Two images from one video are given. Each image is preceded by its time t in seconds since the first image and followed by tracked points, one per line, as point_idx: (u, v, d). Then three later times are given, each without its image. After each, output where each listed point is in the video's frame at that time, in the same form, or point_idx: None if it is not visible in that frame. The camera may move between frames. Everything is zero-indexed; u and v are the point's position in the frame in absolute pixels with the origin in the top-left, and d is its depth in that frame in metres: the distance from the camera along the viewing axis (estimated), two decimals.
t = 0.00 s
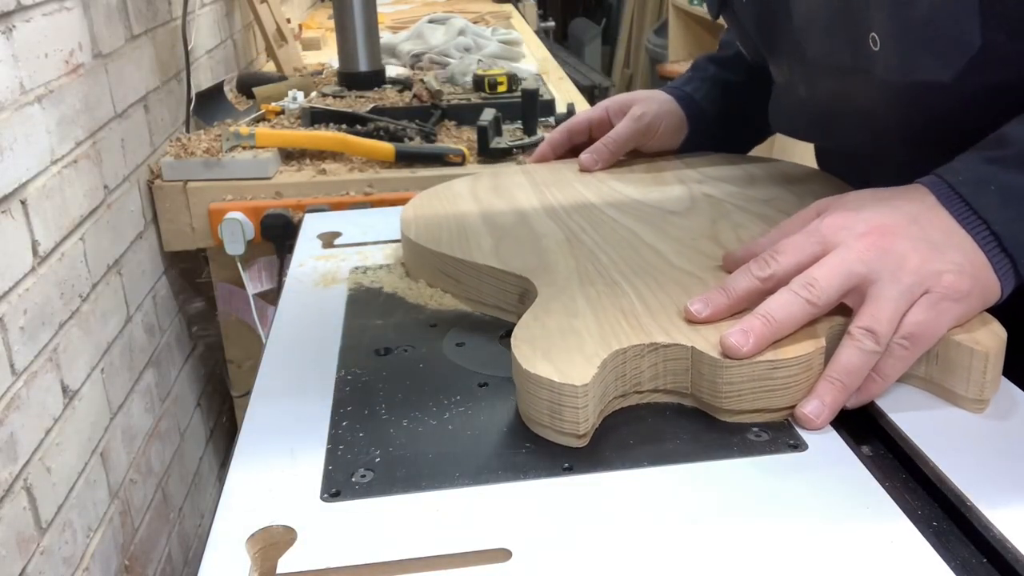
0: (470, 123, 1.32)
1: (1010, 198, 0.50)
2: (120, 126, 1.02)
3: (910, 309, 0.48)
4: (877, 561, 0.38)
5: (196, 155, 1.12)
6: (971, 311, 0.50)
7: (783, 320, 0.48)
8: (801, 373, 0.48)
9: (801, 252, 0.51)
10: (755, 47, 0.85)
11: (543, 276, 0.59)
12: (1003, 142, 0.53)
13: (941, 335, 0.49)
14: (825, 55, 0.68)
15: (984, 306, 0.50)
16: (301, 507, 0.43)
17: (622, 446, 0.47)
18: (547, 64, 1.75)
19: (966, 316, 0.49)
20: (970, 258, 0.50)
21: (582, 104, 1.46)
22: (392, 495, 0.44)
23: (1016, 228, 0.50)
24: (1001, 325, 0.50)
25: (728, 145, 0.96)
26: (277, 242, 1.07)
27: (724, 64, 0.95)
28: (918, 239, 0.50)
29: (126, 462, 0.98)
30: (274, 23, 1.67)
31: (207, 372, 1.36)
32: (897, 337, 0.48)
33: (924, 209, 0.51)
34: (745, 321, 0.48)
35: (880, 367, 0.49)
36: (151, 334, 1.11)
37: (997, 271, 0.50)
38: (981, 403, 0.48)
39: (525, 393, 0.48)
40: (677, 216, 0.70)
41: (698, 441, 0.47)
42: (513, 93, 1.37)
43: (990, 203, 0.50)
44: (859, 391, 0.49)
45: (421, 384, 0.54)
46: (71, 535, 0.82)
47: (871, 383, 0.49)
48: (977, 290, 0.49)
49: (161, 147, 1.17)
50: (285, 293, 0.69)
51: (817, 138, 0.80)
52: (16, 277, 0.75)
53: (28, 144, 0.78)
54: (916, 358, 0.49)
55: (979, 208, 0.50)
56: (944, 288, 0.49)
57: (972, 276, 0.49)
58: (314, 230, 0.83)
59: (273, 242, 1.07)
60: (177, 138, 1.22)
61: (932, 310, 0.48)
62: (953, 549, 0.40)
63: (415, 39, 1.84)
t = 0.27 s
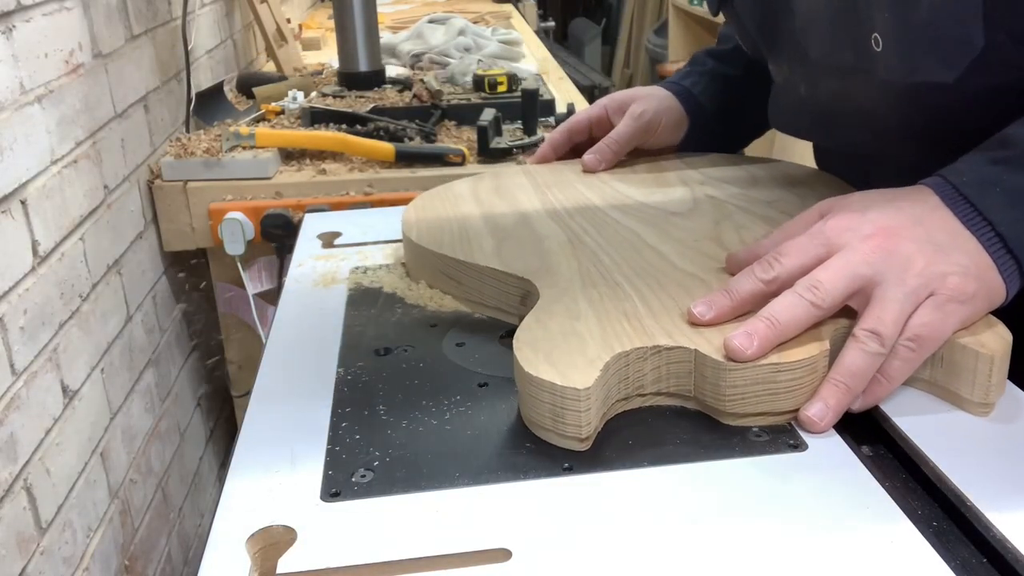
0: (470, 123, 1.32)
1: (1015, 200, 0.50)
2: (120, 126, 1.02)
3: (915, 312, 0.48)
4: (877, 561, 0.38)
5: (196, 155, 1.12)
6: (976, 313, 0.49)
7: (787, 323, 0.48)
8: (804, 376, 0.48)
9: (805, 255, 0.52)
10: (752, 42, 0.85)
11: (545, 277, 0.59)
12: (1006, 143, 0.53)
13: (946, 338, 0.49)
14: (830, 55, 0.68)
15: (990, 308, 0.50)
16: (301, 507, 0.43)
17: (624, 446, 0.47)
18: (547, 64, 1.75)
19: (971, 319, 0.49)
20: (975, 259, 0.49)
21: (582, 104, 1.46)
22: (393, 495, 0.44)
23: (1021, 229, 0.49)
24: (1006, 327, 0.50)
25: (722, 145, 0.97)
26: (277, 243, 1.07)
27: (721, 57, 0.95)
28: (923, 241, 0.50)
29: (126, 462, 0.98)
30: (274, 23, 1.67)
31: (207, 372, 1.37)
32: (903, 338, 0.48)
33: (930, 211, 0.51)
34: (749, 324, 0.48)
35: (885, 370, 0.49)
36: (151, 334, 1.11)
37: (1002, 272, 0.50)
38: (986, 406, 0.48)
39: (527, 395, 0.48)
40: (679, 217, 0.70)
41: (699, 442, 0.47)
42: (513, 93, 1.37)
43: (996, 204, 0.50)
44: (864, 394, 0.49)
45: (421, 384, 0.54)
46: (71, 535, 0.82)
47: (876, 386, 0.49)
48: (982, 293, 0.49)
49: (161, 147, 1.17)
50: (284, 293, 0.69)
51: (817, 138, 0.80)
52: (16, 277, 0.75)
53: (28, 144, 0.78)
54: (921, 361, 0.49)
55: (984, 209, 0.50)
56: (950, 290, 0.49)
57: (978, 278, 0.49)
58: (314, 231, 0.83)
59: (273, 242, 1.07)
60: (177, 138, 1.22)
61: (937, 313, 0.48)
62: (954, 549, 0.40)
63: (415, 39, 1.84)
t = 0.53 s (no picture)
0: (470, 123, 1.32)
1: None
2: (120, 126, 1.02)
3: (923, 313, 0.48)
4: (877, 561, 0.38)
5: (196, 155, 1.12)
6: (983, 316, 0.49)
7: (794, 325, 0.48)
8: (811, 380, 0.48)
9: (811, 258, 0.51)
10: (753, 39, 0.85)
11: (548, 278, 0.59)
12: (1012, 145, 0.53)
13: (954, 340, 0.48)
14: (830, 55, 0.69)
15: (997, 311, 0.50)
16: (301, 507, 0.43)
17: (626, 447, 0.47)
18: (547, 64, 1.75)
19: (979, 321, 0.49)
20: (983, 261, 0.49)
21: (582, 104, 1.46)
22: (392, 494, 0.44)
23: None
24: (1014, 330, 0.50)
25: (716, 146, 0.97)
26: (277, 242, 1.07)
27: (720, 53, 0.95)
28: (930, 242, 0.49)
29: (126, 462, 0.98)
30: (274, 23, 1.67)
31: (207, 371, 1.37)
32: (910, 341, 0.48)
33: (937, 211, 0.51)
34: (755, 327, 0.48)
35: (892, 373, 0.48)
36: (151, 333, 1.11)
37: (1010, 274, 0.50)
38: (993, 410, 0.48)
39: (531, 398, 0.47)
40: (682, 219, 0.70)
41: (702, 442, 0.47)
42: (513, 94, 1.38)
43: (1005, 207, 0.50)
44: (871, 398, 0.49)
45: (421, 385, 0.54)
46: (71, 535, 0.82)
47: (883, 388, 0.48)
48: (990, 295, 0.49)
49: (161, 147, 1.17)
50: (284, 293, 0.69)
51: (822, 138, 0.80)
52: (16, 277, 0.75)
53: (28, 144, 0.78)
54: (928, 364, 0.49)
55: (993, 211, 0.50)
56: (958, 292, 0.48)
57: (986, 280, 0.49)
58: (315, 231, 0.83)
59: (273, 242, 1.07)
60: (177, 137, 1.22)
61: (945, 314, 0.48)
62: (954, 549, 0.40)
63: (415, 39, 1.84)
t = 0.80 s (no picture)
0: (470, 123, 1.32)
1: None
2: (120, 126, 1.02)
3: (932, 319, 0.48)
4: (877, 562, 0.38)
5: (196, 155, 1.12)
6: (994, 321, 0.49)
7: (803, 330, 0.47)
8: (819, 385, 0.47)
9: (820, 261, 0.51)
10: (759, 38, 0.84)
11: (553, 281, 0.59)
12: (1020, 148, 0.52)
13: (964, 346, 0.48)
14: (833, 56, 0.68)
15: (1007, 316, 0.49)
16: (301, 507, 0.43)
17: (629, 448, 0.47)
18: (547, 64, 1.75)
19: (989, 326, 0.49)
20: (994, 266, 0.49)
21: (582, 104, 1.46)
22: (392, 494, 0.44)
23: None
24: None
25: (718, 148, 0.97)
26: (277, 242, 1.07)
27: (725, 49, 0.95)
28: (939, 246, 0.49)
29: (126, 462, 0.98)
30: (274, 23, 1.67)
31: (207, 371, 1.37)
32: (920, 346, 0.48)
33: (945, 215, 0.51)
34: (764, 331, 0.47)
35: (902, 378, 0.48)
36: (151, 334, 1.11)
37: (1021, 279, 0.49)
38: (1004, 416, 0.48)
39: (536, 403, 0.47)
40: (688, 221, 0.70)
41: (707, 444, 0.47)
42: (513, 94, 1.38)
43: (1017, 210, 0.49)
44: (880, 403, 0.48)
45: (423, 385, 0.54)
46: (71, 535, 0.82)
47: (892, 394, 0.48)
48: (1001, 300, 0.49)
49: (161, 147, 1.17)
50: (284, 293, 0.69)
51: (829, 137, 0.80)
52: (16, 277, 0.75)
53: (28, 144, 0.78)
54: (937, 369, 0.49)
55: (1005, 215, 0.49)
56: (968, 297, 0.48)
57: (996, 285, 0.48)
58: (315, 230, 0.83)
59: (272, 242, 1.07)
60: (177, 138, 1.22)
61: (955, 319, 0.47)
62: (955, 549, 0.40)
63: (415, 39, 1.84)
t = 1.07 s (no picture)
0: (470, 123, 1.31)
1: None
2: (120, 126, 1.02)
3: (943, 323, 0.47)
4: (876, 561, 0.38)
5: (196, 155, 1.11)
6: (1005, 326, 0.48)
7: (811, 334, 0.47)
8: (827, 390, 0.46)
9: (829, 264, 0.50)
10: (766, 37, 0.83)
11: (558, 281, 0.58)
12: None
13: (975, 351, 0.47)
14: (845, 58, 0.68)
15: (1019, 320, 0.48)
16: (301, 507, 0.43)
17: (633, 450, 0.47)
18: (548, 64, 1.75)
19: (1000, 331, 0.48)
20: (1006, 270, 0.48)
21: (583, 104, 1.46)
22: (391, 494, 0.44)
23: None
24: None
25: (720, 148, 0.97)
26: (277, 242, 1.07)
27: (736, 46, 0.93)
28: (951, 249, 0.48)
29: (126, 462, 0.98)
30: (274, 23, 1.67)
31: (207, 371, 1.37)
32: (929, 351, 0.46)
33: (957, 219, 0.50)
34: (772, 335, 0.47)
35: (911, 384, 0.47)
36: (151, 334, 1.11)
37: None
38: (1014, 422, 0.47)
39: (541, 406, 0.46)
40: (693, 222, 0.69)
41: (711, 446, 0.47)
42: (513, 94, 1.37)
43: None
44: (889, 409, 0.47)
45: (422, 385, 0.54)
46: (71, 535, 0.82)
47: (901, 400, 0.47)
48: (1012, 304, 0.48)
49: (161, 147, 1.17)
50: (285, 293, 0.69)
51: (838, 135, 0.79)
52: (16, 277, 0.75)
53: (28, 144, 0.78)
54: (948, 374, 0.47)
55: (1018, 218, 0.48)
56: (979, 301, 0.47)
57: (1008, 289, 0.47)
58: (315, 230, 0.83)
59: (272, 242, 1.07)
60: (177, 138, 1.22)
61: (966, 323, 0.46)
62: (955, 549, 0.40)
63: (415, 39, 1.84)
